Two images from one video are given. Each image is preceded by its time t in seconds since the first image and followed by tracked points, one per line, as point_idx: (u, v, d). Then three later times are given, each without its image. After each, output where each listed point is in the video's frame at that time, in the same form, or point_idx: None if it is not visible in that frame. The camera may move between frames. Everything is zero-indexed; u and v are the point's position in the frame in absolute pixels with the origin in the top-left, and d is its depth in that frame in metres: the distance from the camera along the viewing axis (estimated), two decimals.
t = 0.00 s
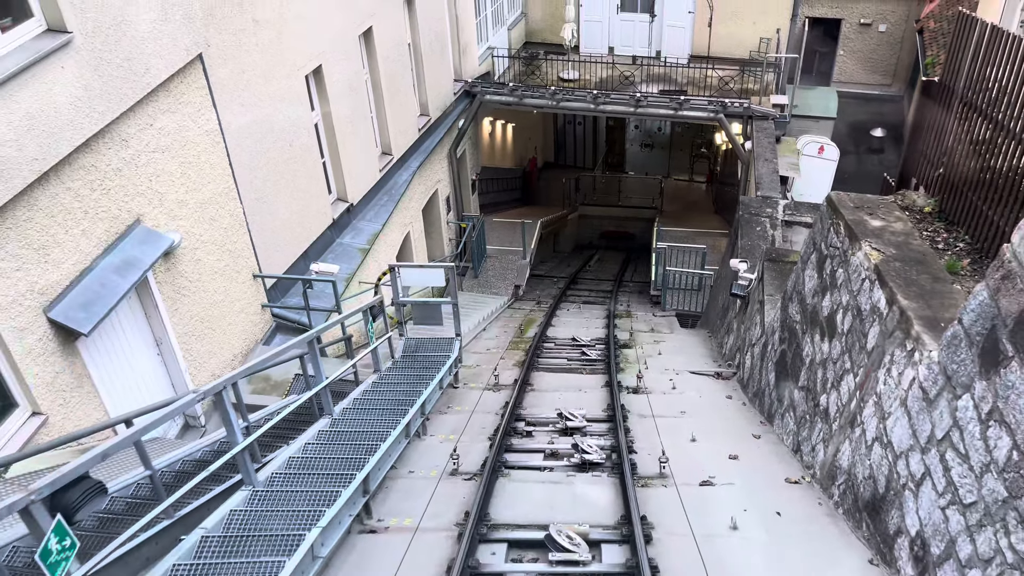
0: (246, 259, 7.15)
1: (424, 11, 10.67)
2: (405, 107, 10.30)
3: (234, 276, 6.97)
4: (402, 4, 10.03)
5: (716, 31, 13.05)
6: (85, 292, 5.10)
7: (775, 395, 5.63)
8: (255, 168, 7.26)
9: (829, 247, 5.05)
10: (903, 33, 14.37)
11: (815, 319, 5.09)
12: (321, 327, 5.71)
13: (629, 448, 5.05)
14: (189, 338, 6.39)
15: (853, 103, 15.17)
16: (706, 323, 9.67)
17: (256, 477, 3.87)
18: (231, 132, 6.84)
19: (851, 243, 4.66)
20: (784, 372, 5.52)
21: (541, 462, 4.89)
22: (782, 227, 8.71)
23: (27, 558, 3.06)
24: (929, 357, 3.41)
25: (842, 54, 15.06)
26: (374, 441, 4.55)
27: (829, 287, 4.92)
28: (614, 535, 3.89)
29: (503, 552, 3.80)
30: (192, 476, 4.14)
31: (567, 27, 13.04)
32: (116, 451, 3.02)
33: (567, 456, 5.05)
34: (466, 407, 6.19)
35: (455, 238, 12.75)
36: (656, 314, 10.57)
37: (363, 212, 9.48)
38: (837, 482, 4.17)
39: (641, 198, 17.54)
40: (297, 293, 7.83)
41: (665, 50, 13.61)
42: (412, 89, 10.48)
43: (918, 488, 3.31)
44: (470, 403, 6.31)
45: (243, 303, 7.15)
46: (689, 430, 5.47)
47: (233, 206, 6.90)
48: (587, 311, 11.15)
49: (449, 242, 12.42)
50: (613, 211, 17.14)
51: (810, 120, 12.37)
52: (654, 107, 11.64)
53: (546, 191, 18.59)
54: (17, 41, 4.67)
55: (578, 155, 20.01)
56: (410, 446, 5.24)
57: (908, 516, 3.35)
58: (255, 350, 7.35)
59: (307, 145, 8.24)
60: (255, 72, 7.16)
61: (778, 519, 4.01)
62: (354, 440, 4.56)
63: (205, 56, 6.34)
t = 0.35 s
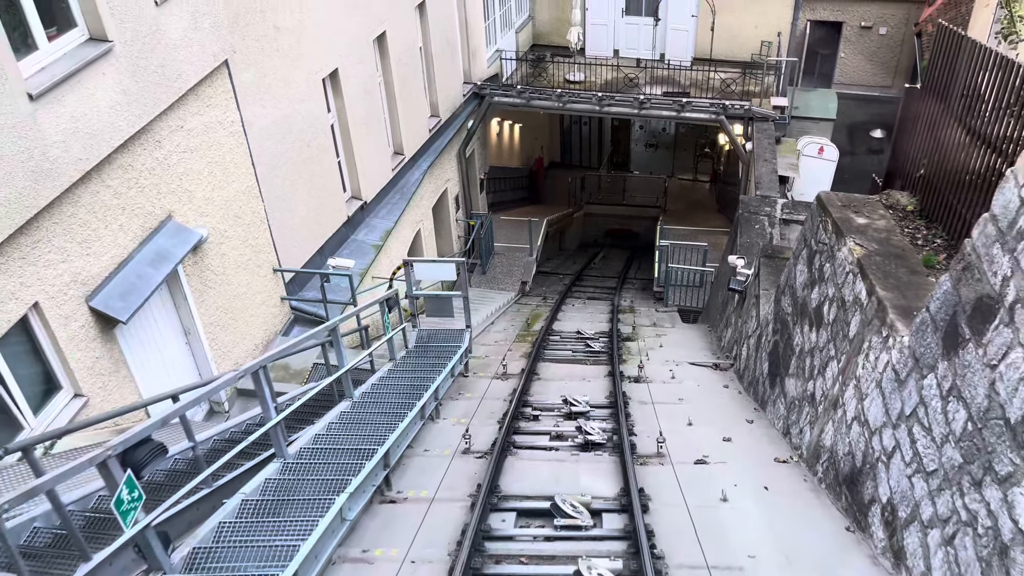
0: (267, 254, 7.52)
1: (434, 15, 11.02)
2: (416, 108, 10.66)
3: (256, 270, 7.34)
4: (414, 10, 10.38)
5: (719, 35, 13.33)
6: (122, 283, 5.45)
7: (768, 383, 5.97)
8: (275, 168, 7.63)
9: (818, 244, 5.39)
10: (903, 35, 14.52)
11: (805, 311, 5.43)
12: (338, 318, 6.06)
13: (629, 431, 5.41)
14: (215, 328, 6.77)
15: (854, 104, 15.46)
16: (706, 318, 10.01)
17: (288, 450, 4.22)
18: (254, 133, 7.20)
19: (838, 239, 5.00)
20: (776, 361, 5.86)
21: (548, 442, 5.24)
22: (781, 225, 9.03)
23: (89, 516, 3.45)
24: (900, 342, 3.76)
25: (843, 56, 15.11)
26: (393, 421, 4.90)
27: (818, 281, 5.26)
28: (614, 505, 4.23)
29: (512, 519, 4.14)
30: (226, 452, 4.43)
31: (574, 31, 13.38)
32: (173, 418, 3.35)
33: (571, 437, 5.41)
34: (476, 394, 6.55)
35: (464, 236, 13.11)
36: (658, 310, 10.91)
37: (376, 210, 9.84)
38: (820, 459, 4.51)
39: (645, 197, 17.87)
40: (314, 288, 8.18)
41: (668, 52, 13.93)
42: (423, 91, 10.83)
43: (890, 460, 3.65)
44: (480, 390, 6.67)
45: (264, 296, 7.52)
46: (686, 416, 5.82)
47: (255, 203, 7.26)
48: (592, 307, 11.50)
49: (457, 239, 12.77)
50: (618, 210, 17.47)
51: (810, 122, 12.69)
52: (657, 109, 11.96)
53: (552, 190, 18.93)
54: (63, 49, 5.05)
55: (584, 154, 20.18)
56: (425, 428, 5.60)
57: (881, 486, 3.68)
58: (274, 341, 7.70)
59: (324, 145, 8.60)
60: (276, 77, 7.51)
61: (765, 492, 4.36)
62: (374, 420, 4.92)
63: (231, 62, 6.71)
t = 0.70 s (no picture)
0: (284, 251, 7.89)
1: (443, 20, 11.37)
2: (425, 111, 11.02)
3: (273, 265, 7.70)
4: (423, 15, 10.72)
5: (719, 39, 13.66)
6: (152, 277, 5.82)
7: (759, 373, 6.33)
8: (292, 168, 7.99)
9: (806, 242, 5.74)
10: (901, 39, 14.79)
11: (793, 305, 5.78)
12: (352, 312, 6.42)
13: (628, 417, 5.75)
14: (236, 321, 7.13)
15: (853, 106, 15.77)
16: (704, 314, 10.36)
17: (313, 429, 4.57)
18: (273, 136, 7.56)
19: (823, 237, 5.35)
20: (767, 352, 6.21)
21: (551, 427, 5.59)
22: (777, 224, 9.37)
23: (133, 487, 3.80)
24: (875, 331, 4.10)
25: (842, 60, 15.44)
26: (406, 404, 5.27)
27: (806, 276, 5.61)
28: (612, 482, 4.57)
29: (518, 493, 4.49)
30: (254, 432, 4.79)
31: (578, 35, 13.74)
32: (213, 396, 3.67)
33: (573, 422, 5.77)
34: (483, 383, 6.92)
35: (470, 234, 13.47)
36: (658, 306, 11.26)
37: (386, 209, 10.20)
38: (804, 442, 4.85)
39: (648, 196, 18.20)
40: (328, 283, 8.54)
41: (670, 55, 14.27)
42: (431, 94, 11.19)
43: (863, 439, 3.99)
44: (487, 380, 7.03)
45: (281, 291, 7.88)
46: (682, 403, 6.17)
47: (273, 202, 7.62)
48: (594, 303, 11.85)
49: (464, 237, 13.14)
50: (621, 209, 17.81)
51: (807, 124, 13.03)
52: (659, 112, 12.29)
53: (556, 189, 19.28)
54: (101, 58, 5.39)
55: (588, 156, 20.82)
56: (436, 414, 5.97)
57: (856, 462, 4.02)
58: (290, 333, 8.07)
59: (338, 147, 8.96)
60: (293, 82, 7.87)
61: (753, 471, 4.69)
62: (390, 404, 5.27)
63: (252, 68, 7.07)
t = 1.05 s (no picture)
0: (301, 246, 8.24)
1: (452, 23, 11.72)
2: (434, 111, 11.38)
3: (291, 259, 8.06)
4: (433, 19, 11.08)
5: (720, 40, 14.09)
6: (182, 268, 6.19)
7: (754, 362, 6.67)
8: (310, 167, 8.35)
9: (798, 237, 6.07)
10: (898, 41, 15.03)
11: (786, 297, 6.11)
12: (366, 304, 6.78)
13: (629, 401, 6.10)
14: (257, 312, 7.50)
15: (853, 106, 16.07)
16: (705, 308, 10.69)
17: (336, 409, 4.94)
18: (292, 136, 7.92)
19: (813, 232, 5.69)
20: (761, 342, 6.55)
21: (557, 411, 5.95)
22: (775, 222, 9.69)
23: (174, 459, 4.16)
24: (856, 318, 4.44)
25: (842, 61, 15.71)
26: (420, 388, 5.63)
27: (797, 269, 5.95)
28: (613, 459, 4.92)
29: (526, 468, 4.84)
30: (280, 413, 5.15)
31: (583, 36, 14.08)
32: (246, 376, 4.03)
33: (577, 406, 6.13)
34: (492, 371, 7.27)
35: (477, 231, 13.81)
36: (661, 301, 11.59)
37: (397, 206, 10.56)
38: (794, 424, 5.19)
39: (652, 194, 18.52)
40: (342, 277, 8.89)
41: (673, 57, 14.60)
42: (441, 95, 11.54)
43: (845, 418, 4.33)
44: (495, 369, 7.38)
45: (298, 284, 8.25)
46: (680, 390, 6.52)
47: (291, 199, 7.98)
48: (598, 298, 12.18)
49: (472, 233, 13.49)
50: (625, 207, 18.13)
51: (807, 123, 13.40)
52: (661, 112, 12.62)
53: (561, 187, 19.60)
54: (135, 64, 5.76)
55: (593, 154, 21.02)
56: (447, 399, 6.32)
57: (839, 439, 4.36)
58: (306, 325, 8.43)
59: (352, 146, 9.32)
60: (310, 84, 8.23)
61: (745, 450, 5.03)
62: (405, 387, 5.63)
63: (272, 72, 7.43)
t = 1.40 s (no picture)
0: (316, 243, 8.61)
1: (459, 27, 12.09)
2: (442, 112, 11.74)
3: (307, 255, 8.43)
4: (441, 23, 11.44)
5: (720, 43, 14.40)
6: (207, 263, 6.56)
7: (747, 353, 7.02)
8: (324, 167, 8.71)
9: (789, 234, 6.42)
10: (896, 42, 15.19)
11: (777, 291, 6.46)
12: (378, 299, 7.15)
13: (628, 389, 6.46)
14: (275, 305, 7.87)
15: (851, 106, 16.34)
16: (704, 304, 11.03)
17: (354, 393, 5.31)
18: (307, 137, 8.29)
19: (803, 230, 6.04)
20: (755, 334, 6.89)
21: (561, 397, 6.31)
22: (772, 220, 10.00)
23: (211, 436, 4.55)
24: (838, 309, 4.79)
25: (841, 62, 15.93)
26: (432, 375, 6.00)
27: (787, 263, 6.30)
28: (613, 440, 5.29)
29: (532, 448, 5.20)
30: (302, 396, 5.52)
31: (587, 39, 14.43)
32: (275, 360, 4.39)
33: (580, 393, 6.49)
34: (498, 361, 7.66)
35: (483, 229, 14.18)
36: (662, 297, 11.93)
37: (406, 204, 10.92)
38: (783, 409, 5.53)
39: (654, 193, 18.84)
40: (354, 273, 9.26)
41: (675, 58, 14.94)
42: (448, 96, 11.90)
43: (827, 400, 4.68)
44: (502, 359, 7.75)
45: (313, 279, 8.61)
46: (678, 379, 6.88)
47: (307, 197, 8.35)
48: (601, 294, 12.54)
49: (478, 231, 13.85)
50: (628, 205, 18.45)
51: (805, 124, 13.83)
52: (663, 113, 12.95)
53: (566, 186, 19.94)
54: (165, 71, 6.14)
55: (596, 153, 21.26)
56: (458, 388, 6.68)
57: (822, 419, 4.71)
58: (320, 318, 8.79)
59: (364, 147, 9.68)
60: (325, 87, 8.59)
61: (737, 433, 5.38)
62: (418, 374, 6.01)
63: (290, 77, 7.80)
